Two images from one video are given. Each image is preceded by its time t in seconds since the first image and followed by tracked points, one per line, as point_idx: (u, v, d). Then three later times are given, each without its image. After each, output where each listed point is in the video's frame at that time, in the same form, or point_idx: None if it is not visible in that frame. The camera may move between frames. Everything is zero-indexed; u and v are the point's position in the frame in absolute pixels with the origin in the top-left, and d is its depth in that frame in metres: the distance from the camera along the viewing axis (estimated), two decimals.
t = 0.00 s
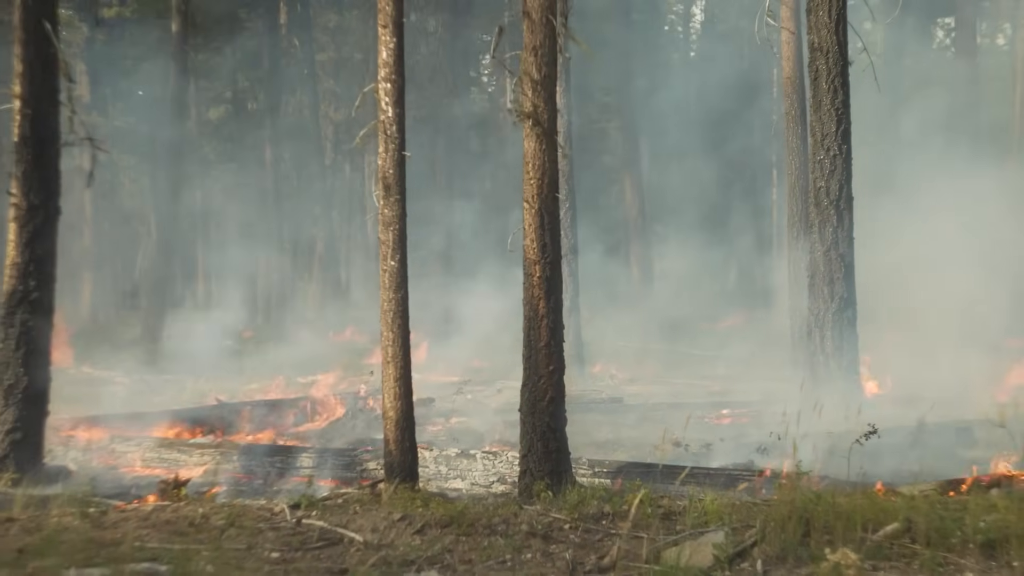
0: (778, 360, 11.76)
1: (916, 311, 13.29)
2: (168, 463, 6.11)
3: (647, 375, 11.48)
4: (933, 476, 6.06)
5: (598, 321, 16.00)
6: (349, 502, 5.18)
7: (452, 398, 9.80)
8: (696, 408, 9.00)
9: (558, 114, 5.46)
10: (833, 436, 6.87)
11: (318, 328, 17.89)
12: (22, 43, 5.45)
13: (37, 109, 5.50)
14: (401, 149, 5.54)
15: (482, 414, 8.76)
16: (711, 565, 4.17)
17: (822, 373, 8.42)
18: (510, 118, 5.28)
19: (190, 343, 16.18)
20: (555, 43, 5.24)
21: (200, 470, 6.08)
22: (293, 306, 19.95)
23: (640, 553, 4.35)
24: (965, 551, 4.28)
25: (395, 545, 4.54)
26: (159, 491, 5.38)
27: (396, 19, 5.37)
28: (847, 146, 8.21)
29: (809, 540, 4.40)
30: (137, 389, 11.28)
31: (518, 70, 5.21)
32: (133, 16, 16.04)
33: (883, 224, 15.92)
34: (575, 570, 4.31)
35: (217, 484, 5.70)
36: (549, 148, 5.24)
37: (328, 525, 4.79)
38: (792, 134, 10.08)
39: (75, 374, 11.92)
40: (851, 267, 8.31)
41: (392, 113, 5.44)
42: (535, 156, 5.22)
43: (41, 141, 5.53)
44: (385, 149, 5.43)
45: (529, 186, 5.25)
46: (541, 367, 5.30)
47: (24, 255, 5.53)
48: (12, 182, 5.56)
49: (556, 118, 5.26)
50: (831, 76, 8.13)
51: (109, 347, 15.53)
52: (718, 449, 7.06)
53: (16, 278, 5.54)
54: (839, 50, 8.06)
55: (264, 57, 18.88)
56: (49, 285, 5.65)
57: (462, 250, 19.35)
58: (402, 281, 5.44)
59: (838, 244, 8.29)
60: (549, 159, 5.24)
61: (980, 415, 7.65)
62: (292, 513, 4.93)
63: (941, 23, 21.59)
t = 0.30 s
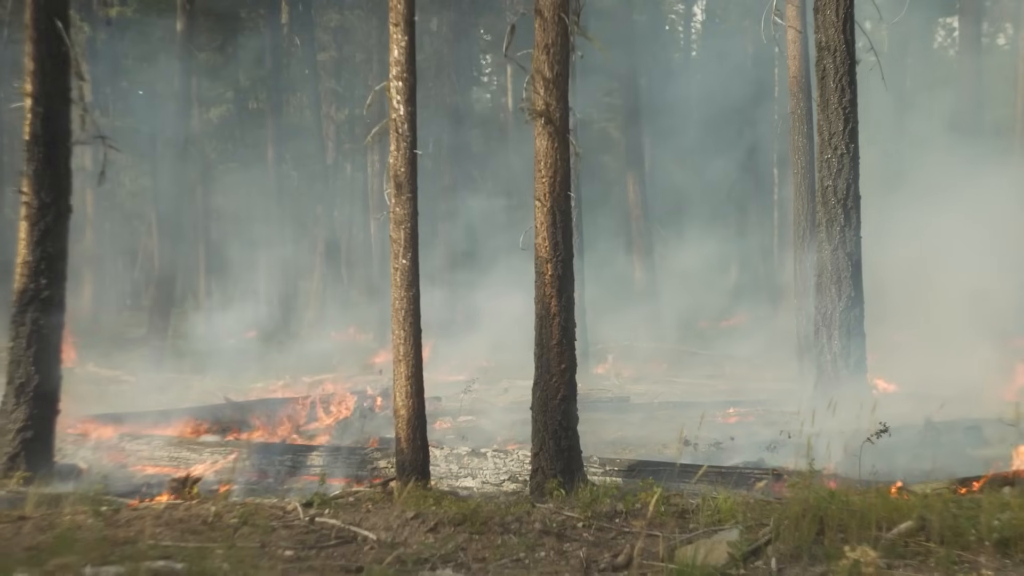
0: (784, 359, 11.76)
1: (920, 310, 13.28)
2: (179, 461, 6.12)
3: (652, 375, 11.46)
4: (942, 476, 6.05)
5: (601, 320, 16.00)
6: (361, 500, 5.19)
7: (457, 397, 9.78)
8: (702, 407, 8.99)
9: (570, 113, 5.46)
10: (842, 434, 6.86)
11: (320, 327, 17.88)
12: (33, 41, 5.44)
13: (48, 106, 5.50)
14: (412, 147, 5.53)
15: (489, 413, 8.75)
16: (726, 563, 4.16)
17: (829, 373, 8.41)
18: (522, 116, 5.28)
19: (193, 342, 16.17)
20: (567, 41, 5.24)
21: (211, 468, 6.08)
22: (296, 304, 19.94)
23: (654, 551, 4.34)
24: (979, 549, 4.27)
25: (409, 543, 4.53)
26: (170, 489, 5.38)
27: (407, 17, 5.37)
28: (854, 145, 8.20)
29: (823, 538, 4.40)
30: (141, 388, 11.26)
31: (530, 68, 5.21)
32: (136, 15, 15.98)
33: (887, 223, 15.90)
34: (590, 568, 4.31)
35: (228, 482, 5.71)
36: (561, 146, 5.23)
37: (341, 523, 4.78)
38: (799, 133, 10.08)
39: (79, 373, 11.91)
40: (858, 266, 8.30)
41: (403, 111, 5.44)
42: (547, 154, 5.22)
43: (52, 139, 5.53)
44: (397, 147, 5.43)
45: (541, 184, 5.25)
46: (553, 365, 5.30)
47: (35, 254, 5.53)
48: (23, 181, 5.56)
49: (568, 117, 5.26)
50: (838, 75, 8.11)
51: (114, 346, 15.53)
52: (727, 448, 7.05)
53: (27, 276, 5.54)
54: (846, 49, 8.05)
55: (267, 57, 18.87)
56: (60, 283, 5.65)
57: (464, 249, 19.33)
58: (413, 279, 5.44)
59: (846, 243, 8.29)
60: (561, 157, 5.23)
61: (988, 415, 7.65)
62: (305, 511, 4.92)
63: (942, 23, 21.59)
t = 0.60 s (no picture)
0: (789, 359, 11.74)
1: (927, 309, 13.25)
2: (189, 459, 6.14)
3: (657, 374, 11.47)
4: (954, 474, 6.04)
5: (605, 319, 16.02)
6: (374, 499, 5.19)
7: (465, 396, 9.79)
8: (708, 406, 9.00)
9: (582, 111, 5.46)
10: (852, 433, 6.87)
11: (322, 327, 17.86)
12: (44, 39, 5.44)
13: (59, 104, 5.50)
14: (424, 146, 5.53)
15: (496, 412, 8.76)
16: (741, 561, 4.15)
17: (835, 373, 8.38)
18: (534, 115, 5.29)
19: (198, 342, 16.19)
20: (579, 39, 5.24)
21: (221, 467, 6.10)
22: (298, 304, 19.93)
23: (667, 550, 4.34)
24: (993, 548, 4.26)
25: (423, 541, 4.53)
26: (182, 488, 5.39)
27: (419, 15, 5.37)
28: (861, 144, 8.19)
29: (836, 536, 4.39)
30: (147, 387, 11.29)
31: (543, 67, 5.22)
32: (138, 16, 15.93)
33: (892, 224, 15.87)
34: (604, 567, 4.30)
35: (239, 480, 5.73)
36: (573, 144, 5.23)
37: (355, 522, 4.78)
38: (805, 133, 10.07)
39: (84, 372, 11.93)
40: (865, 263, 8.28)
41: (415, 109, 5.43)
42: (560, 152, 5.22)
43: (63, 137, 5.52)
44: (409, 146, 5.42)
45: (553, 182, 5.25)
46: (566, 364, 5.30)
47: (46, 252, 5.53)
48: (34, 179, 5.56)
49: (580, 116, 5.26)
50: (846, 75, 8.11)
51: (117, 345, 15.55)
52: (736, 447, 7.08)
53: (38, 275, 5.53)
54: (853, 48, 8.04)
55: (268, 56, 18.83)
56: (70, 281, 5.65)
57: (468, 248, 19.36)
58: (425, 277, 5.43)
59: (853, 242, 8.28)
60: (574, 155, 5.23)
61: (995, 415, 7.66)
62: (318, 510, 4.92)
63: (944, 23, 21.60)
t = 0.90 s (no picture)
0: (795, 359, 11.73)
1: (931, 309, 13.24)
2: (200, 459, 6.14)
3: (664, 373, 11.47)
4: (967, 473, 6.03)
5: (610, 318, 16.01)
6: (387, 499, 5.19)
7: (472, 396, 9.79)
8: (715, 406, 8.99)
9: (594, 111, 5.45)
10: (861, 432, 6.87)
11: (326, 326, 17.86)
12: (56, 38, 5.44)
13: (71, 103, 5.50)
14: (436, 145, 5.52)
15: (505, 411, 8.75)
16: (756, 561, 4.13)
17: (843, 372, 8.36)
18: (547, 114, 5.28)
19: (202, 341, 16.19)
20: (592, 38, 5.24)
21: (232, 467, 6.10)
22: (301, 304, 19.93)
23: (682, 549, 4.32)
24: (1009, 547, 4.25)
25: (437, 541, 4.52)
26: (194, 487, 5.39)
27: (431, 14, 5.36)
28: (869, 144, 8.18)
29: (851, 535, 4.38)
30: (153, 387, 11.29)
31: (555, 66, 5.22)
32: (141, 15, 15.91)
33: (896, 223, 15.86)
34: (619, 566, 4.29)
35: (250, 480, 5.74)
36: (586, 143, 5.22)
37: (368, 521, 4.78)
38: (812, 132, 10.06)
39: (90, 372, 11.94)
40: (873, 263, 8.27)
41: (427, 109, 5.43)
42: (572, 151, 5.22)
43: (74, 136, 5.52)
44: (421, 145, 5.42)
45: (566, 182, 5.25)
46: (578, 364, 5.30)
47: (58, 251, 5.53)
48: (46, 178, 5.55)
49: (593, 115, 5.25)
50: (854, 74, 8.09)
51: (122, 345, 15.56)
52: (746, 446, 7.08)
53: (50, 274, 5.54)
54: (861, 48, 8.03)
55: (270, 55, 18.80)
56: (81, 281, 5.65)
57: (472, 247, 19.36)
58: (437, 277, 5.43)
59: (860, 241, 8.27)
60: (586, 155, 5.23)
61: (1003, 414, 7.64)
62: (332, 510, 4.92)
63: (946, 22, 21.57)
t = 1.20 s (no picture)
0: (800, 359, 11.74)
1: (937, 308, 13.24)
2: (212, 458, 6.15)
3: (670, 373, 11.48)
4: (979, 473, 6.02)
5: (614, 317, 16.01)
6: (401, 498, 5.20)
7: (480, 395, 9.79)
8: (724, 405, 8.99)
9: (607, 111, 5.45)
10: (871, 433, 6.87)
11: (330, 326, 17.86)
12: (69, 38, 5.43)
13: (84, 103, 5.49)
14: (449, 145, 5.52)
15: (513, 411, 8.76)
16: (773, 560, 4.12)
17: (852, 372, 8.36)
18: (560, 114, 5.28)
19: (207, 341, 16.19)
20: (606, 38, 5.24)
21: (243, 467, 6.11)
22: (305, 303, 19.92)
23: (699, 549, 4.32)
24: None
25: (453, 541, 4.52)
26: (208, 487, 5.39)
27: (444, 14, 5.36)
28: (878, 144, 8.17)
29: (867, 535, 4.39)
30: (161, 387, 11.30)
31: (569, 66, 5.22)
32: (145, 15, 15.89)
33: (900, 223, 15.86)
34: (636, 566, 4.29)
35: (263, 479, 5.75)
36: (600, 144, 5.22)
37: (383, 521, 4.78)
38: (818, 132, 10.06)
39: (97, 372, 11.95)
40: (882, 262, 8.26)
41: (440, 109, 5.43)
42: (586, 152, 5.22)
43: (87, 136, 5.52)
44: (434, 145, 5.41)
45: (580, 181, 5.24)
46: (592, 364, 5.30)
47: (70, 251, 5.52)
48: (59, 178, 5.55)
49: (607, 115, 5.25)
50: (863, 74, 8.08)
51: (127, 344, 15.56)
52: (756, 446, 7.07)
53: (63, 274, 5.53)
54: (870, 47, 8.02)
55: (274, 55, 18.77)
56: (93, 281, 5.64)
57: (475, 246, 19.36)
58: (450, 277, 5.43)
59: (870, 241, 8.26)
60: (600, 155, 5.22)
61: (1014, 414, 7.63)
62: (347, 510, 4.92)
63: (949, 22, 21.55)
